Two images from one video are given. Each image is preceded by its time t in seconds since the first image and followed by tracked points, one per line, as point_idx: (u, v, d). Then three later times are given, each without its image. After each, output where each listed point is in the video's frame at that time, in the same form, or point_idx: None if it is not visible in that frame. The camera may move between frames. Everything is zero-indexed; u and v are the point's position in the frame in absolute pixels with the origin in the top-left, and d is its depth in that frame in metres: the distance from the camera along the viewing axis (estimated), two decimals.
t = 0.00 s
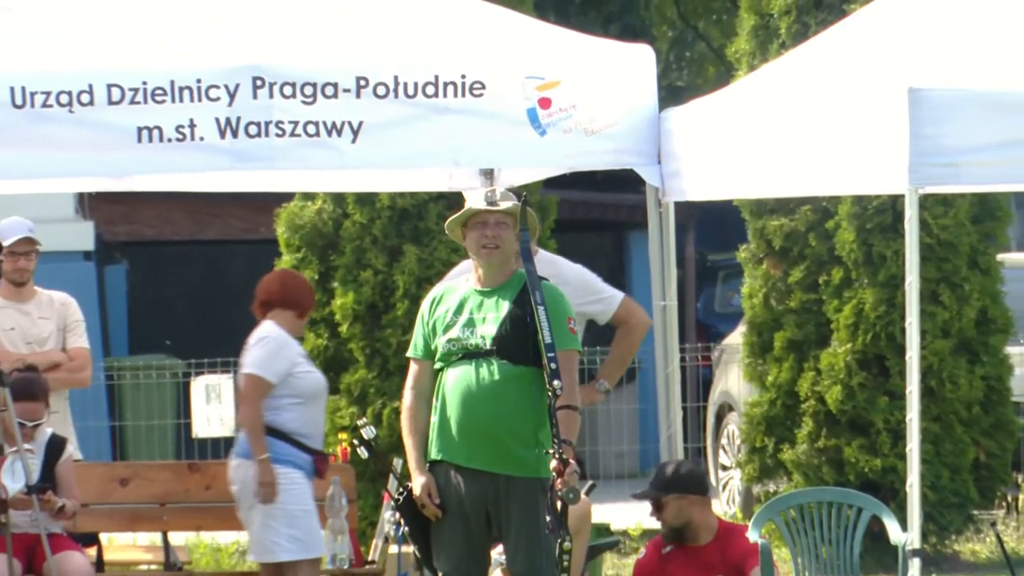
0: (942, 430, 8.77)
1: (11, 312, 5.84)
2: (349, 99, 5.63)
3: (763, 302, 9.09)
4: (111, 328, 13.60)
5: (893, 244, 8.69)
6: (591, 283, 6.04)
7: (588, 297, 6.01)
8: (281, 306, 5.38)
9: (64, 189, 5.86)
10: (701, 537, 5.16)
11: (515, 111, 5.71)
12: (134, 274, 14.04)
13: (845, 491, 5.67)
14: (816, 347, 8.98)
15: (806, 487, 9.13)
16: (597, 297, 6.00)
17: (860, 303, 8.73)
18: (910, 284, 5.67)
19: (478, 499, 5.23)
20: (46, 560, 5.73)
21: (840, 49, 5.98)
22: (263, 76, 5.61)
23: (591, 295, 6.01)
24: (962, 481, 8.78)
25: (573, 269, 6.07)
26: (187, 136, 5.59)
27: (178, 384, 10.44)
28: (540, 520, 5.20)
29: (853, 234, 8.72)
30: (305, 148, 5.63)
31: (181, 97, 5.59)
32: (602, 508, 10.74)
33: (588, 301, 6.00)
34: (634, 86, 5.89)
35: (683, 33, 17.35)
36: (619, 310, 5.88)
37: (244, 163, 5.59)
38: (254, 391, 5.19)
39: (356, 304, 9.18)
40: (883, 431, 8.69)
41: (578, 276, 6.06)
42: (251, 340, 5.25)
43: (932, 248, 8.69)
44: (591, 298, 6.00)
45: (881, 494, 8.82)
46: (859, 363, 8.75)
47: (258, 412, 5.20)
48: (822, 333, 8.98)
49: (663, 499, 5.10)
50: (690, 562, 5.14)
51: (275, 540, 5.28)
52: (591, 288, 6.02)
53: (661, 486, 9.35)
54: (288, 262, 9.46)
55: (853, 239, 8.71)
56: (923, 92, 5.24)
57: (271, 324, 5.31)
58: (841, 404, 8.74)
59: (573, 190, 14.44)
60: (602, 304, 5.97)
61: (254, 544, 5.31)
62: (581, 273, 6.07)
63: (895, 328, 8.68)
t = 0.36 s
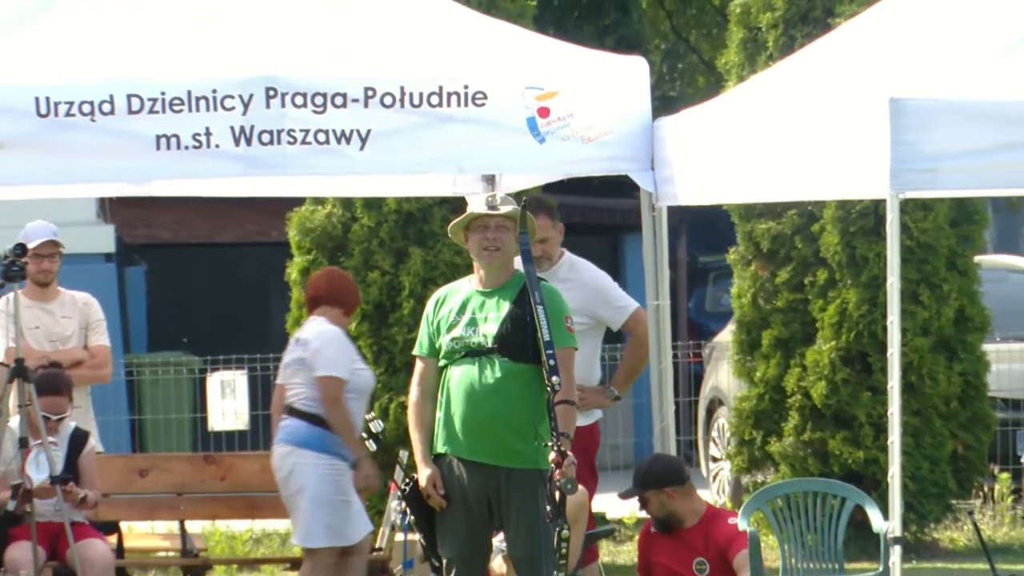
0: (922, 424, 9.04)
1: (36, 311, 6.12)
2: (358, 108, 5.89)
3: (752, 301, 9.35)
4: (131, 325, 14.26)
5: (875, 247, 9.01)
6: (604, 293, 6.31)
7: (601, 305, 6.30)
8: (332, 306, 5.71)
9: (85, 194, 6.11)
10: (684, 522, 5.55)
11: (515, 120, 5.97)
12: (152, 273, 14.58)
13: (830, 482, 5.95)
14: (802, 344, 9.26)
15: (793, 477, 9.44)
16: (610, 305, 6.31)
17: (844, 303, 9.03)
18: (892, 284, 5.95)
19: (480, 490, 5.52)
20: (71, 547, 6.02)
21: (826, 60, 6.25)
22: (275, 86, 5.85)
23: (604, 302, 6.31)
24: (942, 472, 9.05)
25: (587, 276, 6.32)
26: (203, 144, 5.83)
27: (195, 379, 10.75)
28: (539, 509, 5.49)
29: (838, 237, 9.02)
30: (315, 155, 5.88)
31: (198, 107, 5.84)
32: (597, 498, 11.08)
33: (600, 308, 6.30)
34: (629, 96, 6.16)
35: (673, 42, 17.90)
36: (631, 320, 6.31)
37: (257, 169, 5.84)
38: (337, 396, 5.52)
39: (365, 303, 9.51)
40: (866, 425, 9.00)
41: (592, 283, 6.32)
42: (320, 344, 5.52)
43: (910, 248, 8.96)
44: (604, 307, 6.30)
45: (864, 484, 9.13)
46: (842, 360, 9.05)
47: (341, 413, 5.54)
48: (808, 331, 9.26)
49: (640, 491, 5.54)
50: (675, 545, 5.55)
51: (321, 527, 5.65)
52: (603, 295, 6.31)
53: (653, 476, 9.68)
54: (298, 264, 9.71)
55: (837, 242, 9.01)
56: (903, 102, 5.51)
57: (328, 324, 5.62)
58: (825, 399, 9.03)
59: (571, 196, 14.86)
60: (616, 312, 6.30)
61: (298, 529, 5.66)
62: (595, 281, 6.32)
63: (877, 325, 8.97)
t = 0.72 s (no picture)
0: (902, 417, 9.35)
1: (59, 310, 6.44)
2: (366, 117, 6.18)
3: (741, 300, 9.69)
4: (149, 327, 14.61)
5: (858, 249, 9.32)
6: (596, 292, 6.59)
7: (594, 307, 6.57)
8: (387, 306, 6.26)
9: (105, 199, 6.40)
10: (671, 509, 5.97)
11: (516, 129, 6.26)
12: (170, 274, 14.85)
13: (815, 472, 6.25)
14: (789, 342, 9.56)
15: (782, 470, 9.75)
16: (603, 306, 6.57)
17: (829, 302, 9.32)
18: (876, 285, 6.23)
19: (482, 480, 5.80)
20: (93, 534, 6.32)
21: (812, 72, 6.54)
22: (287, 96, 6.14)
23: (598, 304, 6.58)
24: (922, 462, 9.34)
25: (582, 276, 6.62)
26: (219, 151, 6.12)
27: (211, 375, 11.08)
28: (538, 498, 5.77)
29: (823, 240, 9.33)
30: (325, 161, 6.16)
31: (213, 115, 6.12)
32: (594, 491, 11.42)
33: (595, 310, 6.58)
34: (625, 106, 6.45)
35: (666, 54, 18.35)
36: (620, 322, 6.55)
37: (269, 175, 6.13)
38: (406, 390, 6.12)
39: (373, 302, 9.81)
40: (850, 419, 9.31)
41: (586, 282, 6.61)
42: (392, 343, 6.11)
43: (894, 252, 9.30)
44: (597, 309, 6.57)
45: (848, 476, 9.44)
46: (827, 356, 9.35)
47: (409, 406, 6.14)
48: (795, 329, 9.56)
49: (633, 482, 5.90)
50: (663, 532, 5.97)
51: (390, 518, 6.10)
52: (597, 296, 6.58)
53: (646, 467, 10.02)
54: (310, 265, 10.12)
55: (822, 244, 9.33)
56: (887, 111, 5.78)
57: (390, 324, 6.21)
58: (811, 394, 9.34)
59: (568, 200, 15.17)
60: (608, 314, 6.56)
61: (369, 523, 6.06)
62: (589, 281, 6.60)
63: (860, 322, 9.26)
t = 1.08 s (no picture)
0: (885, 412, 9.71)
1: (81, 310, 6.75)
2: (373, 125, 6.47)
3: (731, 300, 10.00)
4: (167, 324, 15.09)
5: (843, 251, 9.66)
6: (579, 289, 6.85)
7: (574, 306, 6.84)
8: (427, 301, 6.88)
9: (124, 203, 6.70)
10: (667, 494, 6.38)
11: (516, 136, 6.56)
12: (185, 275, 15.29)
13: (801, 465, 6.56)
14: (776, 340, 9.90)
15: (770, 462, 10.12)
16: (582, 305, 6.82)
17: (815, 302, 9.68)
18: (859, 285, 6.52)
19: (484, 472, 6.07)
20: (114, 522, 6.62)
21: (800, 82, 6.84)
22: (298, 106, 6.44)
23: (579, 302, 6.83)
24: (904, 455, 9.70)
25: (572, 274, 6.89)
26: (233, 158, 6.41)
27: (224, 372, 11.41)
28: (538, 490, 6.05)
29: (809, 243, 9.68)
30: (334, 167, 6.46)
31: (228, 124, 6.42)
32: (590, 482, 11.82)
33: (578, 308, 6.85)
34: (620, 115, 6.74)
35: (660, 64, 18.68)
36: (597, 319, 6.78)
37: (281, 180, 6.42)
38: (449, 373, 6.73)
39: (380, 302, 10.12)
40: (835, 414, 9.70)
41: (574, 282, 6.87)
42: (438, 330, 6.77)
43: (877, 254, 9.64)
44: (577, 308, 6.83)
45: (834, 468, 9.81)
46: (813, 354, 9.72)
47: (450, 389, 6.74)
48: (782, 329, 9.91)
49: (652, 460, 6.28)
50: (656, 515, 6.36)
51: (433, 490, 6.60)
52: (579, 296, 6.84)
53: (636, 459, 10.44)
54: (319, 267, 10.43)
55: (808, 246, 9.68)
56: (871, 120, 6.08)
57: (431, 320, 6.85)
58: (798, 389, 9.72)
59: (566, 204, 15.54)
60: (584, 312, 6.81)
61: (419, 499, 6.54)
62: (576, 281, 6.86)
63: (845, 322, 9.61)
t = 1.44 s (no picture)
0: (869, 407, 10.22)
1: (100, 309, 7.07)
2: (380, 132, 6.78)
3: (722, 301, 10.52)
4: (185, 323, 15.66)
5: (829, 253, 10.19)
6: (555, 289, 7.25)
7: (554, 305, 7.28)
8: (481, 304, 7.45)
9: (142, 207, 7.02)
10: (655, 486, 7.03)
11: (517, 144, 6.87)
12: (202, 278, 15.83)
13: (789, 457, 6.86)
14: (765, 338, 10.43)
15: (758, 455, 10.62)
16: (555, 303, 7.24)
17: (802, 302, 10.18)
18: (844, 286, 6.83)
19: (486, 464, 6.36)
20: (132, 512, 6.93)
21: (789, 91, 7.14)
22: (308, 114, 6.75)
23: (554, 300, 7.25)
24: (887, 448, 10.22)
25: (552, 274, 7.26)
26: (246, 164, 6.72)
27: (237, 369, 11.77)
28: (537, 481, 6.34)
29: (796, 245, 10.18)
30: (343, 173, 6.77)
31: (241, 131, 6.72)
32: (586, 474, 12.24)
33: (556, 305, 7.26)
34: (617, 123, 7.05)
35: (654, 76, 19.16)
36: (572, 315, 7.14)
37: (292, 185, 6.73)
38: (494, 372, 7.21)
39: (387, 302, 10.48)
40: (821, 409, 10.21)
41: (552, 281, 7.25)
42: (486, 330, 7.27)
43: (860, 256, 10.12)
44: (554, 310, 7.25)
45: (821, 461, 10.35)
46: (800, 351, 10.21)
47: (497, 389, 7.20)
48: (770, 327, 10.43)
49: (655, 453, 6.92)
50: (643, 507, 6.99)
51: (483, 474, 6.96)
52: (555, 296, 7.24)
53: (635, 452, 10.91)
54: (328, 269, 10.75)
55: (796, 249, 10.17)
56: (855, 127, 6.39)
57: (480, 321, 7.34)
58: (786, 385, 10.21)
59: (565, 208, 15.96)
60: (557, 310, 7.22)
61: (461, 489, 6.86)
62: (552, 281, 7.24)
63: (830, 321, 10.11)
